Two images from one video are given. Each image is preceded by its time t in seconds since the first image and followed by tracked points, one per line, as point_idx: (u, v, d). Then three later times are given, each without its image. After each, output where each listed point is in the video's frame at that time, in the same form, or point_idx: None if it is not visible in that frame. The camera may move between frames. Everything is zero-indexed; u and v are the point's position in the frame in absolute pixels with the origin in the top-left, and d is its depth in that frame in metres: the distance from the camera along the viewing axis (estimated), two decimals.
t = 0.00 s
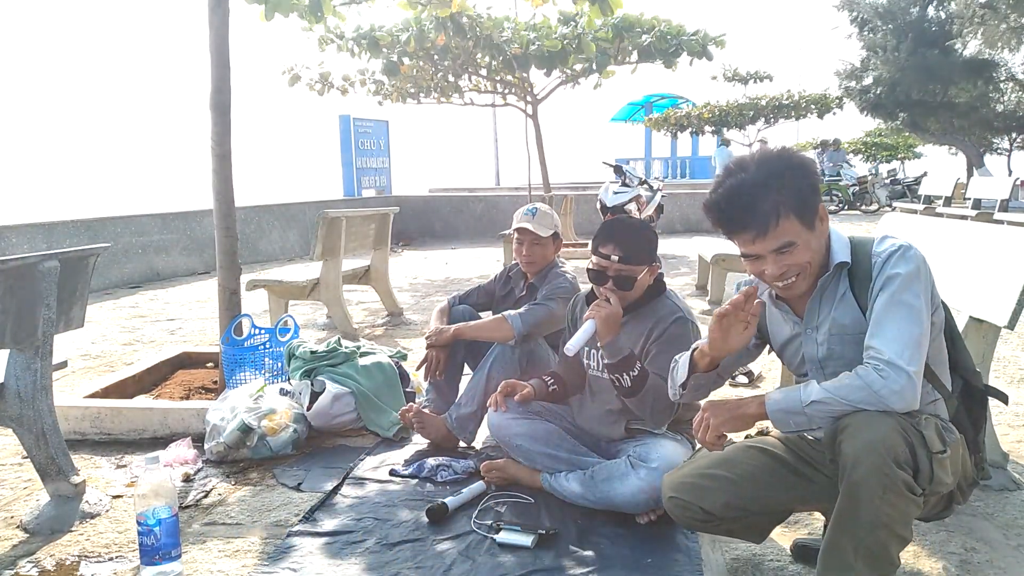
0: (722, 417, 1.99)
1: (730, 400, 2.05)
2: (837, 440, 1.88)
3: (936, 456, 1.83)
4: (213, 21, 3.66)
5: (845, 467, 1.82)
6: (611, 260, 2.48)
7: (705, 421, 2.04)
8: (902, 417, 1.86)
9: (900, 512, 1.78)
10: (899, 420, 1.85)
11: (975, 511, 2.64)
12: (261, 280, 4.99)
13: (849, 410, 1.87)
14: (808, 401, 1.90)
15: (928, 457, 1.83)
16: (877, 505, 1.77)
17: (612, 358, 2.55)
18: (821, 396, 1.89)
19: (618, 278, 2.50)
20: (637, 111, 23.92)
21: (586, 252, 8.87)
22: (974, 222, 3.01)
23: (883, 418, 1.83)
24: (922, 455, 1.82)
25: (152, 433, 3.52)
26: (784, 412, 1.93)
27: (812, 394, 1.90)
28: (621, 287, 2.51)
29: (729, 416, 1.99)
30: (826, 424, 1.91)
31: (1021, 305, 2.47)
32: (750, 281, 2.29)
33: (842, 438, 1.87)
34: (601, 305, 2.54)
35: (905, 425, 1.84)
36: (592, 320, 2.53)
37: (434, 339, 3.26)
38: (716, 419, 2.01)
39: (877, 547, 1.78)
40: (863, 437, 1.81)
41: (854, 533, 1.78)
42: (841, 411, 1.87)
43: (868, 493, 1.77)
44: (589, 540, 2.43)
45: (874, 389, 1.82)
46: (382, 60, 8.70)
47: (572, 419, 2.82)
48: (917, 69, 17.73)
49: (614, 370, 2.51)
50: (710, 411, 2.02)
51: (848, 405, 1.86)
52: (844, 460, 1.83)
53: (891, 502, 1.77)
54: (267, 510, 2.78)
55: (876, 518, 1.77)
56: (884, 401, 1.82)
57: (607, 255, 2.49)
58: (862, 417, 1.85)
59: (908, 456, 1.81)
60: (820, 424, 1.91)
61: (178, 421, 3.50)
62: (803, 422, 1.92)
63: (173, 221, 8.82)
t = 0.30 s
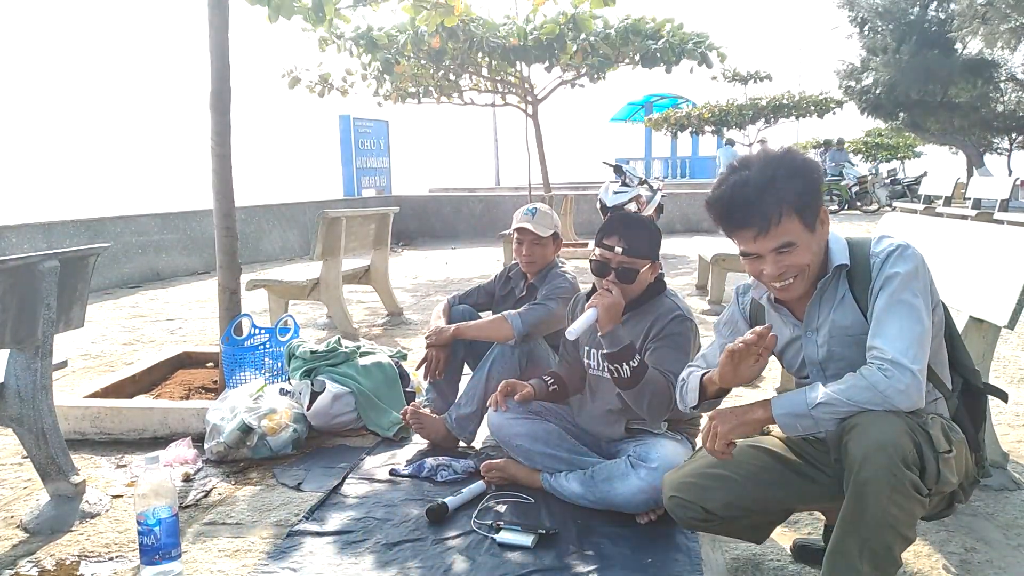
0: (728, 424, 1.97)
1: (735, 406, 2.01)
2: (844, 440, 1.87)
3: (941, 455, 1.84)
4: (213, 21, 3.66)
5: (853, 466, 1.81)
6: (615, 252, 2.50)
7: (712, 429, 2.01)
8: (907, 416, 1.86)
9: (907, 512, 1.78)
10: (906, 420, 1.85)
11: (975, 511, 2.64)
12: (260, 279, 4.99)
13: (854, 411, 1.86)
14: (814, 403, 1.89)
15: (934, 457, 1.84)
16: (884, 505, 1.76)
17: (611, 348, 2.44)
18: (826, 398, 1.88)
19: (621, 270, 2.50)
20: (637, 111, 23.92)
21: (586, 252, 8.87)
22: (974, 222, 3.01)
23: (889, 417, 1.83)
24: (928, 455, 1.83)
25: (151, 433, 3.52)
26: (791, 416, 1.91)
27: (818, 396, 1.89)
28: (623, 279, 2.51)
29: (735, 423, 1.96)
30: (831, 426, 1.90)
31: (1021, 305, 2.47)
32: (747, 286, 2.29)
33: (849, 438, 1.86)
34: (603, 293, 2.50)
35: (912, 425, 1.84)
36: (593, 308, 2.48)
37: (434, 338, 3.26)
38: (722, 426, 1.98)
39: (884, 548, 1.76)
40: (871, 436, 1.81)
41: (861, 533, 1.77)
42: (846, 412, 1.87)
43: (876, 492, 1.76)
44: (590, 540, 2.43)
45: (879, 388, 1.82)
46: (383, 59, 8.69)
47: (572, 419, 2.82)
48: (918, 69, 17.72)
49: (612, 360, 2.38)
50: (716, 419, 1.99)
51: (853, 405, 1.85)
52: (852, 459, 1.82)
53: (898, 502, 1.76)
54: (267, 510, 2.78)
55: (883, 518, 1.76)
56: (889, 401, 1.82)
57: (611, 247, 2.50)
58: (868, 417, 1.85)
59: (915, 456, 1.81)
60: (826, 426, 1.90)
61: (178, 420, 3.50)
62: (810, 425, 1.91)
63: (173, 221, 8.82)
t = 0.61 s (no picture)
0: (736, 431, 1.97)
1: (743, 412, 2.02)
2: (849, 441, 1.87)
3: (946, 456, 1.85)
4: (213, 21, 3.66)
5: (858, 466, 1.81)
6: (618, 246, 2.50)
7: (721, 437, 2.01)
8: (913, 417, 1.86)
9: (912, 512, 1.78)
10: (911, 421, 1.85)
11: (975, 511, 2.64)
12: (261, 280, 4.99)
13: (860, 412, 1.86)
14: (819, 405, 1.88)
15: (938, 458, 1.84)
16: (890, 505, 1.76)
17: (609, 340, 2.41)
18: (831, 399, 1.87)
19: (623, 264, 2.49)
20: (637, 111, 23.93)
21: (586, 252, 8.87)
22: (974, 222, 3.01)
23: (894, 418, 1.83)
24: (933, 455, 1.83)
25: (152, 433, 3.52)
26: (796, 418, 1.90)
27: (823, 398, 1.89)
28: (625, 273, 2.50)
29: (743, 429, 1.96)
30: (837, 428, 1.90)
31: (1021, 306, 2.47)
32: (745, 288, 2.27)
33: (854, 438, 1.86)
34: (604, 285, 2.49)
35: (917, 426, 1.84)
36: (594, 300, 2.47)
37: (434, 338, 3.26)
38: (730, 434, 1.98)
39: (889, 549, 1.77)
40: (876, 436, 1.81)
41: (867, 533, 1.77)
42: (852, 413, 1.87)
43: (882, 493, 1.77)
44: (590, 540, 2.43)
45: (883, 389, 1.81)
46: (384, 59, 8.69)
47: (573, 420, 2.82)
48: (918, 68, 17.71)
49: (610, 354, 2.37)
50: (725, 427, 1.99)
51: (858, 406, 1.85)
52: (857, 459, 1.82)
53: (903, 503, 1.77)
54: (267, 510, 2.78)
55: (889, 518, 1.76)
56: (894, 401, 1.81)
57: (614, 241, 2.50)
58: (873, 417, 1.84)
59: (920, 457, 1.82)
60: (831, 428, 1.90)
61: (178, 421, 3.50)
62: (815, 427, 1.90)
63: (173, 221, 8.82)
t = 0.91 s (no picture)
0: (741, 431, 1.97)
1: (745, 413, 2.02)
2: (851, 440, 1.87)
3: (948, 456, 1.85)
4: (213, 20, 3.66)
5: (860, 465, 1.81)
6: (621, 241, 2.50)
7: (726, 438, 2.01)
8: (914, 416, 1.85)
9: (912, 512, 1.78)
10: (913, 420, 1.85)
11: (976, 511, 2.64)
12: (261, 279, 4.99)
13: (862, 412, 1.86)
14: (821, 404, 1.88)
15: (941, 458, 1.84)
16: (891, 504, 1.76)
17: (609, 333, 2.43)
18: (834, 398, 1.87)
19: (626, 259, 2.49)
20: (637, 111, 23.93)
21: (586, 252, 8.87)
22: (974, 222, 3.01)
23: (897, 417, 1.83)
24: (935, 456, 1.83)
25: (152, 433, 3.52)
26: (800, 417, 1.91)
27: (825, 397, 1.89)
28: (627, 269, 2.50)
29: (748, 429, 1.97)
30: (839, 427, 1.89)
31: (1021, 306, 2.47)
32: (740, 292, 2.27)
33: (855, 437, 1.86)
34: (604, 281, 2.50)
35: (920, 426, 1.84)
36: (595, 293, 2.48)
37: (434, 338, 3.26)
38: (736, 435, 1.98)
39: (889, 549, 1.77)
40: (879, 435, 1.81)
41: (867, 533, 1.77)
42: (854, 412, 1.87)
43: (883, 492, 1.77)
44: (589, 540, 2.43)
45: (886, 389, 1.82)
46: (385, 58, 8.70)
47: (573, 420, 2.82)
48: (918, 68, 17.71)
49: (610, 347, 2.39)
50: (728, 427, 2.00)
51: (861, 406, 1.85)
52: (859, 458, 1.82)
53: (904, 502, 1.77)
54: (267, 510, 2.78)
55: (889, 517, 1.76)
56: (897, 400, 1.82)
57: (617, 236, 2.50)
58: (875, 416, 1.84)
59: (922, 456, 1.81)
60: (834, 427, 1.90)
61: (178, 421, 3.50)
62: (818, 426, 1.90)
63: (173, 221, 8.82)
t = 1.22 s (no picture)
0: (739, 423, 1.96)
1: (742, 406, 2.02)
2: (847, 438, 1.87)
3: (943, 454, 1.84)
4: (213, 20, 3.66)
5: (856, 463, 1.81)
6: (624, 237, 2.49)
7: (724, 430, 2.00)
8: (911, 414, 1.85)
9: (909, 510, 1.78)
10: (910, 418, 1.84)
11: (975, 511, 2.64)
12: (261, 279, 4.99)
13: (859, 409, 1.85)
14: (819, 400, 1.88)
15: (937, 456, 1.84)
16: (888, 502, 1.76)
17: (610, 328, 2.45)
18: (831, 394, 1.87)
19: (627, 255, 2.49)
20: (637, 111, 23.93)
21: (587, 252, 8.88)
22: (974, 222, 3.01)
23: (893, 415, 1.82)
24: (931, 453, 1.83)
25: (152, 433, 3.52)
26: (796, 413, 1.91)
27: (823, 393, 1.89)
28: (629, 265, 2.50)
29: (745, 421, 1.96)
30: (837, 423, 1.89)
31: (1021, 305, 2.47)
32: (740, 283, 2.28)
33: (851, 435, 1.85)
34: (607, 276, 2.50)
35: (916, 423, 1.83)
36: (597, 287, 2.49)
37: (434, 339, 3.26)
38: (734, 426, 1.97)
39: (886, 547, 1.77)
40: (874, 433, 1.80)
41: (864, 531, 1.77)
42: (851, 409, 1.86)
43: (879, 490, 1.77)
44: (589, 540, 2.43)
45: (882, 386, 1.82)
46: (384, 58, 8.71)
47: (573, 419, 2.82)
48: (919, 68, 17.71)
49: (612, 341, 2.43)
50: (727, 419, 1.99)
51: (858, 403, 1.85)
52: (855, 456, 1.82)
53: (900, 500, 1.77)
54: (266, 510, 2.78)
55: (886, 515, 1.76)
56: (894, 399, 1.82)
57: (620, 232, 2.50)
58: (872, 414, 1.84)
59: (918, 454, 1.81)
60: (831, 424, 1.90)
61: (178, 420, 3.50)
62: (815, 422, 1.91)
63: (173, 221, 8.82)
